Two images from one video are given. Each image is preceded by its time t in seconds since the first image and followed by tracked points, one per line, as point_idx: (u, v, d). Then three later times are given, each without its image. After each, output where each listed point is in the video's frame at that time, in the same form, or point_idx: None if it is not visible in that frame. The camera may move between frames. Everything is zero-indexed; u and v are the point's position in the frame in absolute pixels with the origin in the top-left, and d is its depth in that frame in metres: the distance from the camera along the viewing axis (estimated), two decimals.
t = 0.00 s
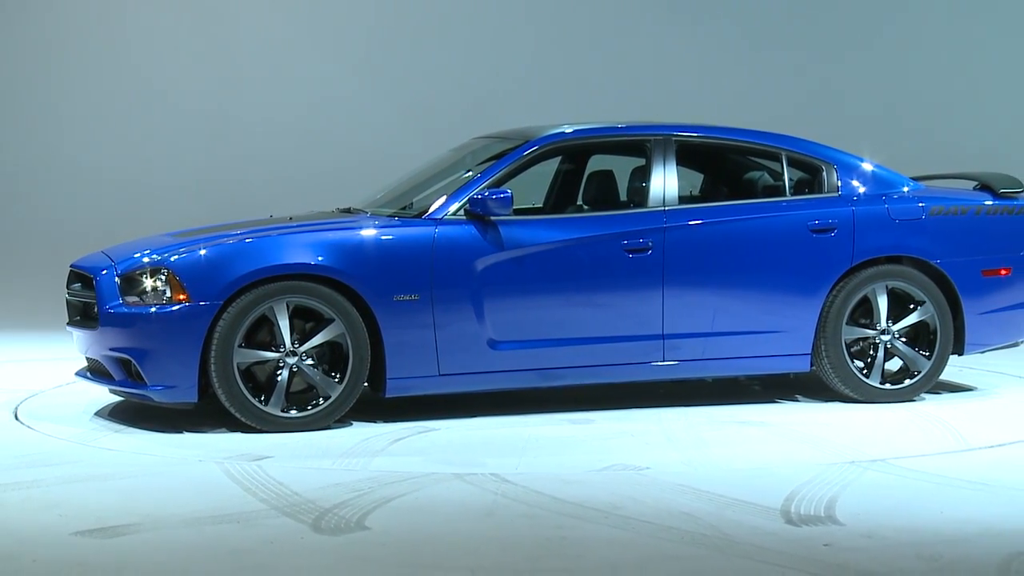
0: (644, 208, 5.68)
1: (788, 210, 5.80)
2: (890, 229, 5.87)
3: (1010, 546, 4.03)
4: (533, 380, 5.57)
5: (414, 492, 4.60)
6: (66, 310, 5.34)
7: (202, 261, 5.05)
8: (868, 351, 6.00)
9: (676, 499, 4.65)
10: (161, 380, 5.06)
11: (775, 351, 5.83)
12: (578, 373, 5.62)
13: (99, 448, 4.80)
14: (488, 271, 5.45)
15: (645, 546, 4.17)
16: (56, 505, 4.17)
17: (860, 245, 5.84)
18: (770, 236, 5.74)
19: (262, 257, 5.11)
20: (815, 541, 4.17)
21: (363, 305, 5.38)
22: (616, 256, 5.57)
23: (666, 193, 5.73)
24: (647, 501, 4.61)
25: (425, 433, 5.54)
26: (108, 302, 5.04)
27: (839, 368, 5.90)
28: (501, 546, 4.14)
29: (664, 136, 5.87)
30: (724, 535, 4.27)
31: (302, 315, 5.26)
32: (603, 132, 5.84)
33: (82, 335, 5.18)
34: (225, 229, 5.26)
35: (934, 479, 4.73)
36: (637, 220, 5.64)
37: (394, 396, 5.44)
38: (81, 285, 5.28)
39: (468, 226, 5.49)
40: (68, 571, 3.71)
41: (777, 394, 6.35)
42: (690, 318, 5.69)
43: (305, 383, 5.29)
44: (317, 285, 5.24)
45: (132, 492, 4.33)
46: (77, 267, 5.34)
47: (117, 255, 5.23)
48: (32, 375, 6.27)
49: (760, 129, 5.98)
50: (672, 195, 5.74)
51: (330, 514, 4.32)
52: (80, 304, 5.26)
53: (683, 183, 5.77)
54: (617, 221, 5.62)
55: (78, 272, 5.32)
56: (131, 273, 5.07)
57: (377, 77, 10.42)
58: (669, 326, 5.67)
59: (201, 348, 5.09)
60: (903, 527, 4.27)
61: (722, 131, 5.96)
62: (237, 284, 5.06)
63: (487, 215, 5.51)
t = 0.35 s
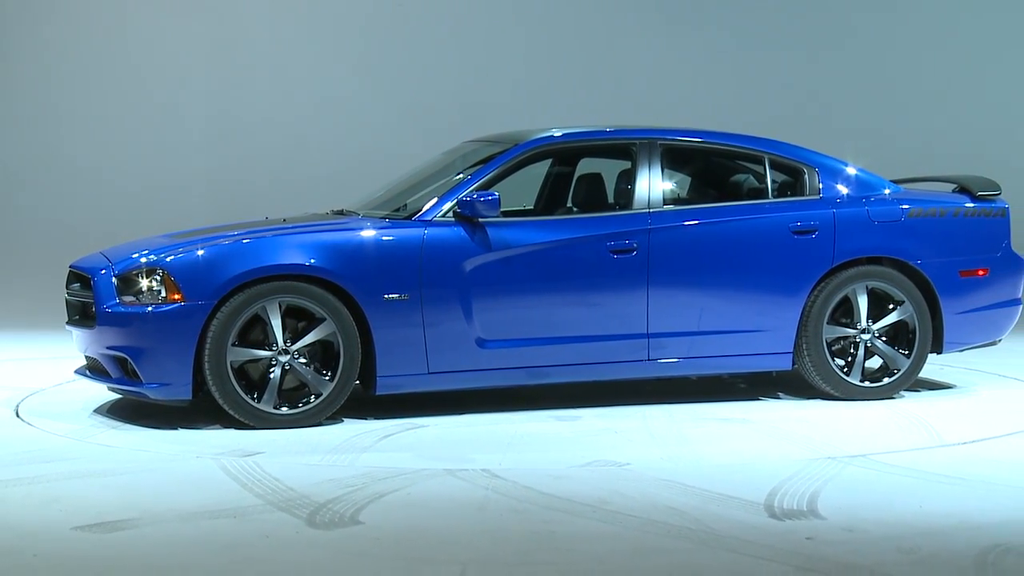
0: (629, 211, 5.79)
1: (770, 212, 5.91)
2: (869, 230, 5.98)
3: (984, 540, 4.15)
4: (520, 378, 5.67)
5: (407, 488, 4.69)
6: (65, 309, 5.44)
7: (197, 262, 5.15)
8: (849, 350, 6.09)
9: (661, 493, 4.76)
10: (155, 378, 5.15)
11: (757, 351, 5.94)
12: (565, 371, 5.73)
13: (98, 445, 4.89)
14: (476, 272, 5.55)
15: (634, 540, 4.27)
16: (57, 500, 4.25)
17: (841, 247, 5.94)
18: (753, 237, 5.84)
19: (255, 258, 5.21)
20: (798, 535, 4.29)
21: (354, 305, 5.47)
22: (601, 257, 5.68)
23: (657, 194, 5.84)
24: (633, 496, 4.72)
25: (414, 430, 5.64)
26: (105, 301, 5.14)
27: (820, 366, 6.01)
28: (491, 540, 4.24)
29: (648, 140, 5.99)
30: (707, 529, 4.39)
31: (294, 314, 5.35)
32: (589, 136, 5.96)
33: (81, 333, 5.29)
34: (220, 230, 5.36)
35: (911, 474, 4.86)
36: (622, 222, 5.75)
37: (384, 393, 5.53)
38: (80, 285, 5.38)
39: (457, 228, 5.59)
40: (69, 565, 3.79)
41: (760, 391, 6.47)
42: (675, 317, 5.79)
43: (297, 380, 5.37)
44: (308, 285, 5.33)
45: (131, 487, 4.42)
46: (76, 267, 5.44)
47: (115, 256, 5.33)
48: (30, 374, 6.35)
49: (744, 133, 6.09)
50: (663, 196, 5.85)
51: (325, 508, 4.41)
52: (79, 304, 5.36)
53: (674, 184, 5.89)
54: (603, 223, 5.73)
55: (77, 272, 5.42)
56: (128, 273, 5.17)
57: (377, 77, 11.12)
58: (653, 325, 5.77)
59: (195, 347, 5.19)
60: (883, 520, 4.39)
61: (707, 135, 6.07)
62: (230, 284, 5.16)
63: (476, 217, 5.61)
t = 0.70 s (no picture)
0: (615, 212, 5.89)
1: (752, 214, 6.02)
2: (850, 232, 6.09)
3: (959, 534, 4.27)
4: (508, 376, 5.76)
5: (399, 483, 4.78)
6: (64, 309, 5.56)
7: (190, 262, 5.25)
8: (831, 349, 6.19)
9: (648, 488, 4.86)
10: (150, 375, 5.27)
11: (740, 349, 6.04)
12: (552, 369, 5.82)
13: (94, 441, 5.00)
14: (464, 272, 5.64)
15: (621, 534, 4.37)
16: (57, 496, 4.34)
17: (822, 248, 6.06)
18: (736, 239, 5.95)
19: (248, 258, 5.31)
20: (782, 529, 4.40)
21: (344, 304, 5.56)
22: (586, 257, 5.78)
23: (652, 194, 5.96)
24: (621, 491, 4.82)
25: (404, 427, 5.73)
26: (102, 301, 5.26)
27: (802, 364, 6.11)
28: (483, 534, 4.33)
29: (635, 143, 6.09)
30: (693, 523, 4.49)
31: (286, 313, 5.44)
32: (578, 139, 6.06)
33: (79, 332, 5.41)
34: (215, 232, 5.47)
35: (892, 469, 4.98)
36: (607, 223, 5.84)
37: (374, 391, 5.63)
38: (78, 285, 5.50)
39: (446, 229, 5.68)
40: (70, 559, 3.87)
41: (745, 389, 6.59)
42: (659, 316, 5.90)
43: (288, 378, 5.48)
44: (299, 285, 5.43)
45: (128, 483, 4.50)
46: (76, 267, 5.56)
47: (111, 257, 5.44)
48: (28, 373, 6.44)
49: (730, 136, 6.20)
50: (658, 196, 5.97)
51: (319, 504, 4.49)
52: (78, 304, 5.48)
53: (669, 185, 6.01)
54: (589, 224, 5.83)
55: (75, 273, 5.55)
56: (124, 274, 5.29)
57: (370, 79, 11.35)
58: (637, 324, 5.87)
59: (189, 345, 5.30)
60: (864, 514, 4.51)
61: (694, 139, 6.18)
62: (223, 284, 5.27)
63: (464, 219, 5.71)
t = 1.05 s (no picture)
0: (603, 213, 6.02)
1: (737, 216, 6.15)
2: (833, 233, 6.22)
3: (937, 527, 4.41)
4: (498, 374, 5.87)
5: (394, 479, 4.89)
6: (66, 309, 5.72)
7: (187, 263, 5.42)
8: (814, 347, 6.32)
9: (637, 483, 4.98)
10: (149, 373, 5.43)
11: (725, 348, 6.16)
12: (541, 367, 5.93)
13: (94, 437, 5.15)
14: (455, 273, 5.76)
15: (610, 528, 4.48)
16: (58, 492, 4.43)
17: (805, 249, 6.19)
18: (721, 240, 6.08)
19: (244, 258, 5.47)
20: (767, 522, 4.53)
21: (338, 304, 5.69)
22: (574, 258, 5.90)
23: (650, 195, 6.11)
24: (610, 486, 4.94)
25: (396, 423, 5.84)
26: (103, 300, 5.43)
27: (786, 363, 6.23)
28: (476, 528, 4.43)
29: (622, 147, 6.20)
30: (680, 517, 4.61)
31: (281, 312, 5.59)
32: (568, 143, 6.17)
33: (80, 330, 5.57)
34: (213, 234, 5.64)
35: (873, 464, 5.12)
36: (594, 225, 5.96)
37: (367, 388, 5.75)
38: (80, 285, 5.67)
39: (437, 230, 5.81)
40: (73, 553, 3.96)
41: (731, 387, 6.73)
42: (646, 315, 6.01)
43: (283, 375, 5.63)
44: (293, 285, 5.58)
45: (129, 479, 4.61)
46: (78, 268, 5.73)
47: (113, 258, 5.62)
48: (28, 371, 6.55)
49: (718, 140, 6.32)
50: (655, 199, 6.11)
51: (316, 498, 4.59)
52: (79, 303, 5.65)
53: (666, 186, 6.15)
54: (577, 226, 5.95)
55: (77, 273, 5.72)
56: (124, 274, 5.46)
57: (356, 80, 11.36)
58: (624, 323, 5.99)
59: (187, 344, 5.45)
60: (846, 508, 4.64)
61: (682, 143, 6.29)
62: (219, 284, 5.43)
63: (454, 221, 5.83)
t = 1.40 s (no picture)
0: (594, 215, 6.12)
1: (726, 218, 6.25)
2: (820, 235, 6.33)
3: (921, 522, 4.52)
4: (492, 371, 5.97)
5: (392, 475, 4.99)
6: (70, 308, 5.87)
7: (187, 263, 5.57)
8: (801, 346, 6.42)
9: (629, 479, 5.09)
10: (149, 370, 5.58)
11: (715, 347, 6.26)
12: (534, 365, 6.03)
13: (97, 433, 5.30)
14: (448, 274, 5.87)
15: (603, 523, 4.58)
16: (64, 488, 4.53)
17: (792, 250, 6.30)
18: (710, 242, 6.18)
19: (242, 258, 5.62)
20: (757, 517, 4.63)
21: (334, 303, 5.82)
22: (565, 259, 6.00)
23: (651, 197, 6.23)
24: (603, 482, 5.04)
25: (390, 420, 5.96)
26: (104, 299, 5.58)
27: (774, 361, 6.33)
28: (472, 523, 4.53)
29: (614, 150, 6.31)
30: (672, 512, 4.72)
31: (278, 312, 5.74)
32: (560, 146, 6.28)
33: (84, 329, 5.72)
34: (213, 236, 5.80)
35: (860, 460, 5.24)
36: (586, 227, 6.07)
37: (363, 385, 5.87)
38: (83, 284, 5.82)
39: (431, 232, 5.93)
40: (80, 547, 4.04)
41: (721, 384, 6.85)
42: (637, 315, 6.11)
43: (280, 373, 5.79)
44: (291, 285, 5.72)
45: (132, 475, 4.70)
46: (81, 267, 5.89)
47: (116, 258, 5.77)
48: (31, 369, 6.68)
49: (708, 145, 6.42)
50: (657, 199, 6.23)
51: (316, 494, 4.69)
52: (82, 302, 5.80)
53: (669, 188, 6.28)
54: (569, 227, 6.05)
55: (80, 273, 5.87)
56: (126, 274, 5.61)
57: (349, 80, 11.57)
58: (615, 322, 6.09)
59: (186, 342, 5.61)
60: (833, 503, 4.76)
61: (674, 147, 6.39)
62: (218, 284, 5.58)
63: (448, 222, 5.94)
